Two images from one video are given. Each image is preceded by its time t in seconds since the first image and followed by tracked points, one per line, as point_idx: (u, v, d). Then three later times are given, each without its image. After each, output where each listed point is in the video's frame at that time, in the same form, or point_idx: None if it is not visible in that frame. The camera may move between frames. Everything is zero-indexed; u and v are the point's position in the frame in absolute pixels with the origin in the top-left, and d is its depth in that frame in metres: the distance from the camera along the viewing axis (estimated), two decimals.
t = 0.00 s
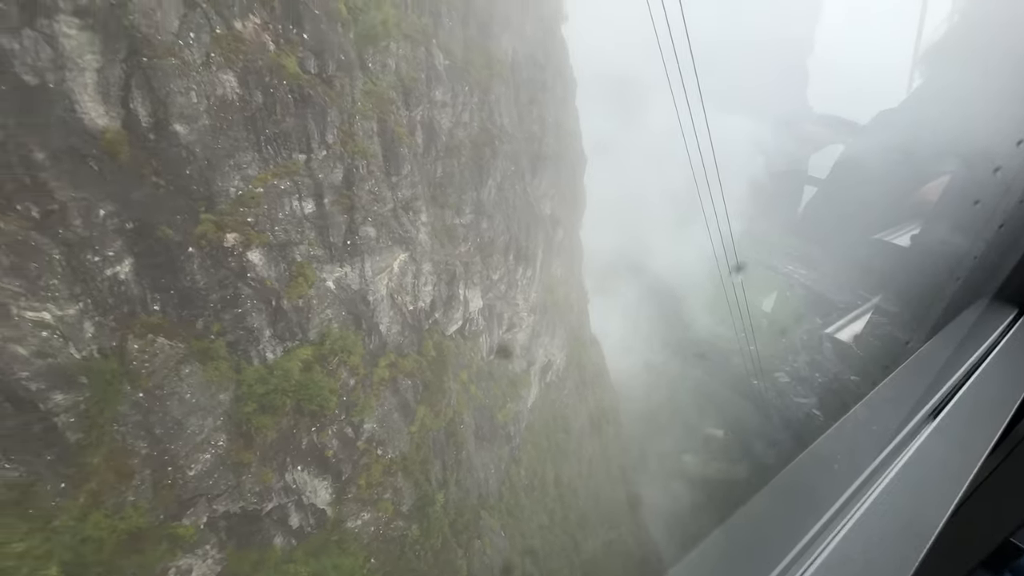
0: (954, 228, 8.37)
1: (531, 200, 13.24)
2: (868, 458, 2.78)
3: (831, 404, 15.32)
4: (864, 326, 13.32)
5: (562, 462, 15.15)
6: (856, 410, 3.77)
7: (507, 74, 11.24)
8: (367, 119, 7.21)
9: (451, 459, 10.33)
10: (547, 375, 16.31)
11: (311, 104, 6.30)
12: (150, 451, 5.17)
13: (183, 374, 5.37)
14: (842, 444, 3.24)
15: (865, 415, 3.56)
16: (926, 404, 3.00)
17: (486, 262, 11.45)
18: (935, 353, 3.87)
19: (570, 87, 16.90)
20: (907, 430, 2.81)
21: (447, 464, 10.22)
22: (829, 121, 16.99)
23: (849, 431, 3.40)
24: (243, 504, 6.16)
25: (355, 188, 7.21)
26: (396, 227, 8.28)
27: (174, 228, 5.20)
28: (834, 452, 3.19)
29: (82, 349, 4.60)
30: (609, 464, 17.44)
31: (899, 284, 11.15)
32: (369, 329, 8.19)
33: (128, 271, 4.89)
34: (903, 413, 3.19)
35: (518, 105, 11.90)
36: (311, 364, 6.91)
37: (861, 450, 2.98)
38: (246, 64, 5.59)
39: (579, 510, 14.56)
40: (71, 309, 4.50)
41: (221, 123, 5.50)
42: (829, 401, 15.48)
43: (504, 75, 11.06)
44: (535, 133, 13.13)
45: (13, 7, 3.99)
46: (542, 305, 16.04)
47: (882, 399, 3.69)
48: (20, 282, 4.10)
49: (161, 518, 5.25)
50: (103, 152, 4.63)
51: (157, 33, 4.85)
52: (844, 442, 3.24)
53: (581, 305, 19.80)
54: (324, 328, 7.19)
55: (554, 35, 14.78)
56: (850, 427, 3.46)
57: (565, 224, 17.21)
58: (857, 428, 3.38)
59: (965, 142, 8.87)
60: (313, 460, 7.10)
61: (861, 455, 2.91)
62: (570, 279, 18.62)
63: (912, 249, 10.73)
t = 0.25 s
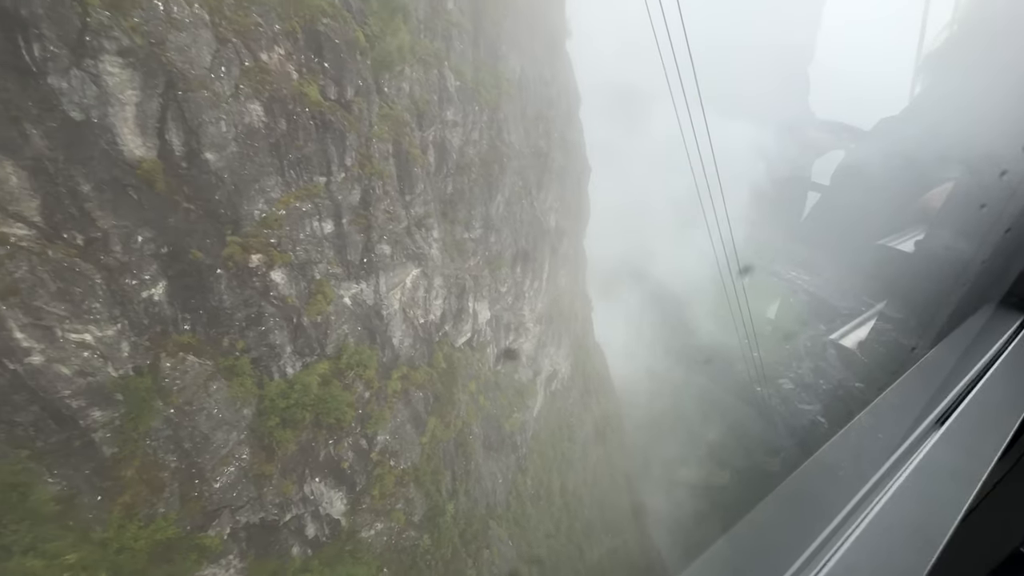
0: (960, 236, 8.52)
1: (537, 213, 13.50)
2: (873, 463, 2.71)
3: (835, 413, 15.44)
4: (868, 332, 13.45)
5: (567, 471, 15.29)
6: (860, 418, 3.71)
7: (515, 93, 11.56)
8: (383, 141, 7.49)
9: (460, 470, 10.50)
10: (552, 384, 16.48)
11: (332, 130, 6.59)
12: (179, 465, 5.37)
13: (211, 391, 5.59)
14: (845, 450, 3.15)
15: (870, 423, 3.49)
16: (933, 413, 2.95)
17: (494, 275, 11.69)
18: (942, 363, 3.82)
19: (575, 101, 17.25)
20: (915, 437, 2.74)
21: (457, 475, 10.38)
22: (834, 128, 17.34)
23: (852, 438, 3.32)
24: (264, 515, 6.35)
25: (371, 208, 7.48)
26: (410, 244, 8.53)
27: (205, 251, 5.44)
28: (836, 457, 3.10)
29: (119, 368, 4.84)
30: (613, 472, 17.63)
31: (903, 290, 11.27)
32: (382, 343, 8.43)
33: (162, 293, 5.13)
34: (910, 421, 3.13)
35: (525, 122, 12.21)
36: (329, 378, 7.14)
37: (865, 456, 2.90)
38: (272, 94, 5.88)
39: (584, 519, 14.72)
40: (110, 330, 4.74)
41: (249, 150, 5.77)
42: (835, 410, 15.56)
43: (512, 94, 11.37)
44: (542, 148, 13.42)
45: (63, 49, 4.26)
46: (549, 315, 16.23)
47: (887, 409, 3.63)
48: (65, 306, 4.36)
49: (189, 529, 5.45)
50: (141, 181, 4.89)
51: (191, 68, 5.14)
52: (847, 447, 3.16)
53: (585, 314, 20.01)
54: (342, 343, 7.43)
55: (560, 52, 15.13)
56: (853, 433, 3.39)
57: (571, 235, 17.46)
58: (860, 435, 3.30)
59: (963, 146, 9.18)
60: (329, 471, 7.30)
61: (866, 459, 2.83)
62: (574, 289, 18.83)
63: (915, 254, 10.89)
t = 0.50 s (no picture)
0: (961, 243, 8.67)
1: (544, 228, 13.74)
2: (881, 472, 2.82)
3: (839, 423, 15.54)
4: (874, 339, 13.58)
5: (573, 482, 15.38)
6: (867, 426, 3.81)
7: (522, 112, 11.88)
8: (398, 164, 7.76)
9: (469, 482, 10.66)
10: (558, 395, 16.61)
11: (351, 155, 6.87)
12: (206, 480, 5.57)
13: (237, 408, 5.82)
14: (852, 458, 3.24)
15: (877, 431, 3.59)
16: (939, 423, 3.05)
17: (503, 289, 11.91)
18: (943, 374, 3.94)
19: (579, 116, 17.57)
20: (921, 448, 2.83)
21: (466, 487, 10.53)
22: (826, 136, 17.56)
23: (860, 447, 3.41)
24: (283, 528, 6.53)
25: (387, 229, 7.75)
26: (423, 262, 8.78)
27: (232, 274, 5.70)
28: (845, 463, 3.18)
29: (153, 388, 5.06)
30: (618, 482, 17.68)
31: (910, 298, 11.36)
32: (396, 358, 8.64)
33: (192, 315, 5.36)
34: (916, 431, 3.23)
35: (532, 139, 12.50)
36: (346, 394, 7.36)
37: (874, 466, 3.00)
38: (296, 123, 6.15)
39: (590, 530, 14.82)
40: (145, 352, 4.97)
41: (274, 177, 6.04)
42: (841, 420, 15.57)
43: (519, 113, 11.68)
44: (548, 164, 13.70)
45: (108, 89, 4.51)
46: (555, 327, 16.41)
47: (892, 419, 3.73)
48: (106, 330, 4.61)
49: (214, 542, 5.65)
50: (174, 209, 5.14)
51: (223, 102, 5.42)
52: (855, 455, 3.26)
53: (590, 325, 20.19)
54: (358, 359, 7.66)
55: (565, 69, 15.48)
56: (860, 441, 3.49)
57: (576, 248, 17.69)
58: (868, 444, 3.39)
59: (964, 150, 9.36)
60: (345, 485, 7.49)
61: (875, 468, 2.93)
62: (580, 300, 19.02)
63: (922, 262, 11.02)
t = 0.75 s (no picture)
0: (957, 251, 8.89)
1: (550, 245, 13.98)
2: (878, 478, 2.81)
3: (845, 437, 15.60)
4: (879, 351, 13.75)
5: (579, 496, 15.44)
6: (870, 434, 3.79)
7: (529, 133, 12.19)
8: (411, 188, 8.03)
9: (478, 498, 10.77)
10: (564, 409, 16.70)
11: (368, 182, 7.14)
12: (229, 498, 5.74)
13: (260, 429, 6.02)
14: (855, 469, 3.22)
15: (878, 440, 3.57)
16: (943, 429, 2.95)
17: (510, 306, 12.10)
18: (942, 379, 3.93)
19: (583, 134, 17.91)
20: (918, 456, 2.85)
21: (475, 503, 10.63)
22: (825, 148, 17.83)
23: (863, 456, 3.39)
24: (301, 545, 6.67)
25: (401, 251, 8.00)
26: (435, 282, 9.00)
27: (257, 299, 5.92)
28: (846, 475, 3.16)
29: (182, 411, 5.26)
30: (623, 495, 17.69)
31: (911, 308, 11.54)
32: (408, 376, 8.83)
33: (219, 340, 5.59)
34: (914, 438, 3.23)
35: (538, 159, 12.80)
36: (361, 412, 7.54)
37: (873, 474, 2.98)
38: (318, 153, 6.42)
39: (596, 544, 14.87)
40: (176, 376, 5.18)
41: (296, 204, 6.29)
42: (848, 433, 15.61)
43: (526, 135, 11.99)
44: (554, 183, 14.00)
45: (147, 129, 4.76)
46: (560, 342, 16.57)
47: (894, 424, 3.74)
48: (142, 356, 4.82)
49: (236, 559, 5.81)
50: (204, 238, 5.37)
51: (250, 135, 5.68)
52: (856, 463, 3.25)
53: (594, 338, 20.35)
54: (372, 378, 7.85)
55: (569, 90, 15.84)
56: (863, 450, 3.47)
57: (581, 263, 17.92)
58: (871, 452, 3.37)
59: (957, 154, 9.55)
60: (360, 502, 7.64)
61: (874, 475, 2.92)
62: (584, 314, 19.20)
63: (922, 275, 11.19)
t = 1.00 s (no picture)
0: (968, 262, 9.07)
1: (553, 263, 14.19)
2: (891, 493, 2.50)
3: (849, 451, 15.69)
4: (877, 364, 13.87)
5: (584, 513, 15.45)
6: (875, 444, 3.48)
7: (533, 156, 12.51)
8: (422, 214, 8.28)
9: (485, 516, 10.84)
10: (567, 425, 16.76)
11: (382, 210, 7.41)
12: (247, 520, 5.87)
13: (278, 452, 6.18)
14: (862, 482, 2.86)
15: (884, 451, 3.25)
16: (944, 436, 2.86)
17: (516, 324, 12.26)
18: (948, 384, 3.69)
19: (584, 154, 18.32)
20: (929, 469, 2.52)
21: (482, 522, 10.66)
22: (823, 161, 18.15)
23: (870, 469, 3.06)
24: (316, 567, 6.75)
25: (412, 275, 8.22)
26: (444, 303, 9.21)
27: (276, 325, 6.14)
28: (854, 489, 2.81)
29: (205, 435, 5.43)
30: (626, 510, 17.61)
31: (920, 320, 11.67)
32: (417, 396, 8.99)
33: (241, 365, 5.79)
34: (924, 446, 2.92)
35: (542, 181, 13.11)
36: (373, 433, 7.70)
37: (885, 487, 2.63)
38: (335, 184, 6.69)
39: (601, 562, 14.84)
40: (200, 401, 5.35)
41: (313, 233, 6.53)
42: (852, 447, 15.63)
43: (530, 158, 12.31)
44: (557, 203, 14.27)
45: (178, 166, 5.01)
46: (564, 358, 16.71)
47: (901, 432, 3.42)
48: (170, 383, 5.01)
49: None
50: (229, 268, 5.59)
51: (272, 169, 5.92)
52: (866, 477, 2.91)
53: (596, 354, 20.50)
54: (384, 399, 8.00)
55: (570, 112, 16.23)
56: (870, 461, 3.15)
57: (584, 280, 18.14)
58: (880, 463, 3.03)
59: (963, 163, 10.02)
60: (371, 522, 7.74)
61: (887, 489, 2.60)
62: (587, 330, 19.36)
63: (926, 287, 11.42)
